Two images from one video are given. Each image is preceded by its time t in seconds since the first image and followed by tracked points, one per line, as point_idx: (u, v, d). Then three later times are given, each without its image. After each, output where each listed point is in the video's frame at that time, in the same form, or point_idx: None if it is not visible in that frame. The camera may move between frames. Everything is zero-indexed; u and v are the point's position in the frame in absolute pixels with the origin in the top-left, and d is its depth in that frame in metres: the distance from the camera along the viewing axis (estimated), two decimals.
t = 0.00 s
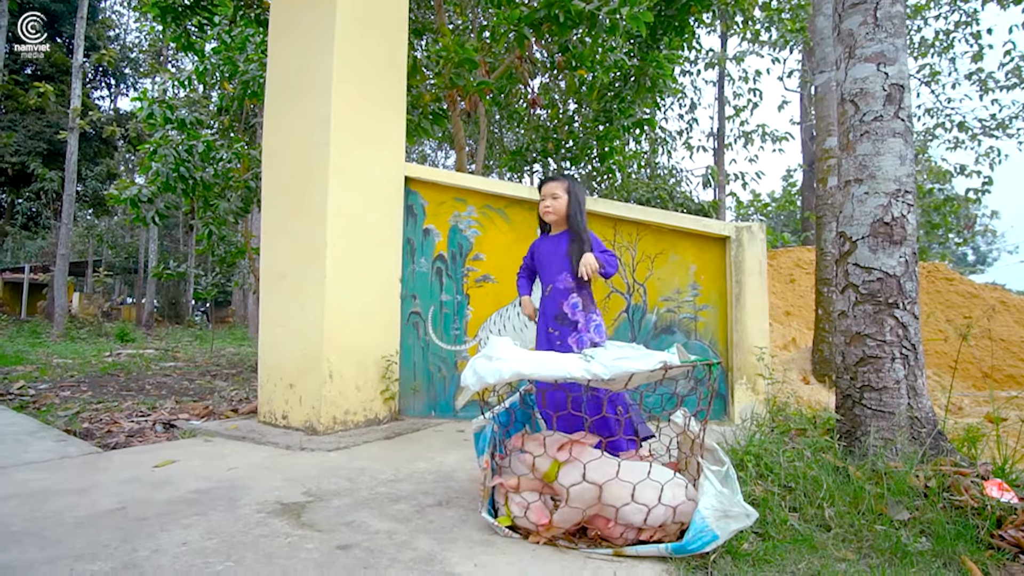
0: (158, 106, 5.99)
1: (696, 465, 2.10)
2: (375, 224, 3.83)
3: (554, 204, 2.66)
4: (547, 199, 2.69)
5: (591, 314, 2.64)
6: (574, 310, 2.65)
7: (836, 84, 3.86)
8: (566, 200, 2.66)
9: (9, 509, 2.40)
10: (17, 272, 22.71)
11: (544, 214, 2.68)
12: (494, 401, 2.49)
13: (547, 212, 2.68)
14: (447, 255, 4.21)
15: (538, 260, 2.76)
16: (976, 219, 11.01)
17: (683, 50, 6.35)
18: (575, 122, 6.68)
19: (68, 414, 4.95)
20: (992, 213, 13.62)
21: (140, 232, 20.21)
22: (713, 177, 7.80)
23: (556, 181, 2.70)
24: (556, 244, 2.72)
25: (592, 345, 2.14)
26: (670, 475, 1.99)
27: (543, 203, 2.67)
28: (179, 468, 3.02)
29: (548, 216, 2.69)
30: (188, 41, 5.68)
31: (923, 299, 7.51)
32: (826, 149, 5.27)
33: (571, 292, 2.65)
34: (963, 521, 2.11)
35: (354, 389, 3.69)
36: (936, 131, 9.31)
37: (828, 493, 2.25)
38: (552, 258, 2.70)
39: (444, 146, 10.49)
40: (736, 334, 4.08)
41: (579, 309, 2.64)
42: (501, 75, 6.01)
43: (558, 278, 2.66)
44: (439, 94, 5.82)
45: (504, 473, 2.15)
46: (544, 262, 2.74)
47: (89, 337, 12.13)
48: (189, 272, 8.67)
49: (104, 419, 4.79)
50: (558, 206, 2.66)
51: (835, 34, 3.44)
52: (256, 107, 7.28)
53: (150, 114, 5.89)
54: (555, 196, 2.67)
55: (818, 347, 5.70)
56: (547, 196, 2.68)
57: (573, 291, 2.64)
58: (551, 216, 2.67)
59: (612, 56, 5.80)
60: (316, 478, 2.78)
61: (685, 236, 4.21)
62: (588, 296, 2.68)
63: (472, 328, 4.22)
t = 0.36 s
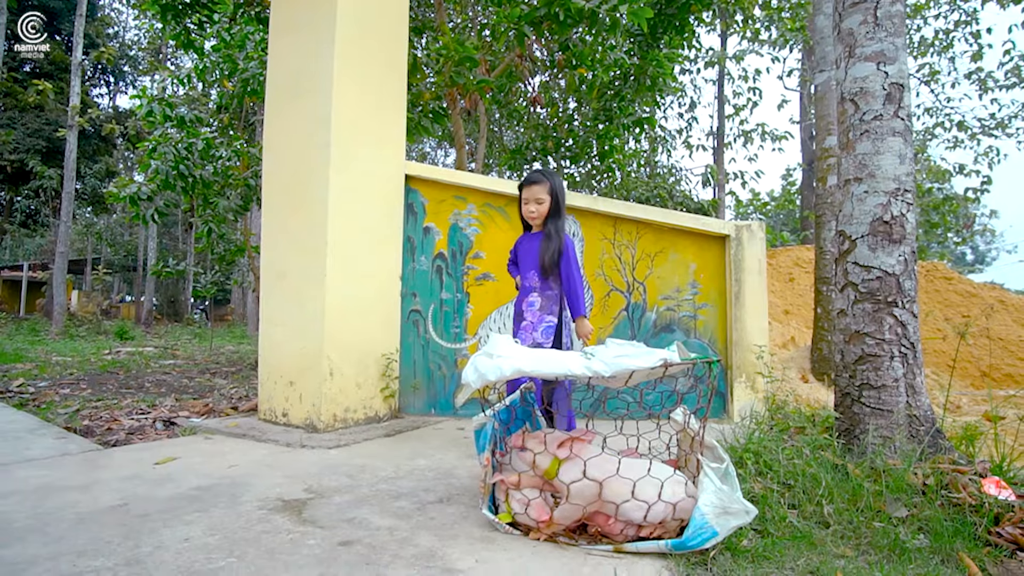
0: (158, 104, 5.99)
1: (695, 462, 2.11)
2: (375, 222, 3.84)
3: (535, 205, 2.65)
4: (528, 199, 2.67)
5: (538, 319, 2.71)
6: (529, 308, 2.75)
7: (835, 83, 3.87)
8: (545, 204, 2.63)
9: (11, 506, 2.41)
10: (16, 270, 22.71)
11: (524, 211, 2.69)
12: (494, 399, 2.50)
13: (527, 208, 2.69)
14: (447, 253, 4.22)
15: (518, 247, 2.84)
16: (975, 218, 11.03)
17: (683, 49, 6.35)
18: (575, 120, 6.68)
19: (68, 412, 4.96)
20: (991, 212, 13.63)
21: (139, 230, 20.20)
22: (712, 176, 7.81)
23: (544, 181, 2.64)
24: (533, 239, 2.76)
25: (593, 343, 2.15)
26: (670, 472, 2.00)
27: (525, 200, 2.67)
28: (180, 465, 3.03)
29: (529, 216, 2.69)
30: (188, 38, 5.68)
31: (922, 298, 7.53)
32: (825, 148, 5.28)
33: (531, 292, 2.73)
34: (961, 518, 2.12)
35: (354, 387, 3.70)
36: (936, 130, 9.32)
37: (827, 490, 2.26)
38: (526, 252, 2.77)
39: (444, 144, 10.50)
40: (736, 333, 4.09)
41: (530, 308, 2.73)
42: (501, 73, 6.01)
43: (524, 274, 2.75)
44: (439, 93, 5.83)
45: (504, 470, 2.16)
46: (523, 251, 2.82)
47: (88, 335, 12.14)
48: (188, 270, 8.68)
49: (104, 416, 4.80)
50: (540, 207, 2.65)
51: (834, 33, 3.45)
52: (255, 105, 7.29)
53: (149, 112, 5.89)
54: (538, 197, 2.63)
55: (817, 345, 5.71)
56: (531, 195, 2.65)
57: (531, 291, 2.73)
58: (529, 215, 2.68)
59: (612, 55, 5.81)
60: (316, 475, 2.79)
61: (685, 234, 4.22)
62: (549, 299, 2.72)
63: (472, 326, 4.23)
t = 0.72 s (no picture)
0: (155, 99, 5.97)
1: (693, 455, 2.12)
2: (374, 217, 3.84)
3: (515, 200, 2.69)
4: (508, 191, 2.70)
5: (498, 318, 2.80)
6: (490, 304, 2.83)
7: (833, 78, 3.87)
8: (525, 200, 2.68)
9: (12, 500, 2.42)
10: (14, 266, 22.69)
11: (503, 203, 2.73)
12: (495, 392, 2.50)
13: (505, 200, 2.72)
14: (446, 248, 4.23)
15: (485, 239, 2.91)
16: (972, 214, 11.06)
17: (681, 44, 6.35)
18: (573, 115, 6.68)
19: (67, 407, 4.97)
20: (989, 208, 13.65)
21: (136, 226, 20.17)
22: (711, 172, 7.82)
23: (527, 176, 2.67)
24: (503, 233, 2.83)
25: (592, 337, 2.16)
26: (668, 465, 2.01)
27: (504, 193, 2.70)
28: (180, 459, 3.04)
29: (506, 208, 2.72)
30: (185, 33, 5.67)
31: (919, 293, 7.55)
32: (823, 143, 5.29)
33: (493, 287, 2.82)
34: (956, 510, 2.14)
35: (354, 381, 3.71)
36: (935, 126, 9.32)
37: (824, 483, 2.28)
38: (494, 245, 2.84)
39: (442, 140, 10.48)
40: (733, 328, 4.12)
41: (491, 306, 2.82)
42: (499, 68, 6.01)
43: (489, 268, 2.82)
44: (437, 88, 5.82)
45: (504, 463, 2.17)
46: (490, 244, 2.89)
47: (87, 331, 12.14)
48: (186, 265, 8.67)
49: (103, 412, 4.81)
50: (519, 202, 2.70)
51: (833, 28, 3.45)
52: (253, 101, 7.28)
53: (146, 107, 5.88)
54: (519, 193, 2.68)
55: (814, 340, 5.73)
56: (512, 189, 2.68)
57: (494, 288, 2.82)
58: (508, 209, 2.72)
59: (610, 50, 5.80)
60: (316, 469, 2.81)
61: (684, 229, 4.24)
62: (510, 296, 2.82)
63: (471, 322, 4.27)
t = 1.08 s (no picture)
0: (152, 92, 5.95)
1: (691, 445, 2.14)
2: (372, 210, 3.84)
3: (483, 184, 2.74)
4: (476, 178, 2.73)
5: (483, 308, 2.88)
6: (470, 296, 2.89)
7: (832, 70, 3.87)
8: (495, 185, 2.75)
9: (13, 491, 2.43)
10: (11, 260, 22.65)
11: (469, 189, 2.76)
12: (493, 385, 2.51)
13: (470, 186, 2.76)
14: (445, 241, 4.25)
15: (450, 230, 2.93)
16: (970, 207, 11.07)
17: (679, 37, 6.34)
18: (572, 108, 6.67)
19: (67, 400, 4.99)
20: (986, 202, 13.69)
21: (133, 220, 20.14)
22: (709, 165, 7.82)
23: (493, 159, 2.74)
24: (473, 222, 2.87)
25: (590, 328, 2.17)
26: (666, 455, 2.03)
27: (472, 179, 2.74)
28: (180, 451, 3.05)
29: (475, 194, 2.76)
30: (182, 26, 5.65)
31: (917, 286, 7.57)
32: (822, 136, 5.30)
33: (471, 277, 2.88)
34: (951, 499, 2.15)
35: (353, 374, 3.72)
36: (933, 119, 9.32)
37: (820, 473, 2.29)
38: (465, 236, 2.88)
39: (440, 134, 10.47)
40: (731, 320, 4.14)
41: (474, 298, 2.89)
42: (497, 61, 6.00)
43: (462, 258, 2.87)
44: (435, 80, 5.81)
45: (503, 454, 2.19)
46: (455, 233, 2.91)
47: (84, 325, 12.15)
48: (184, 259, 8.67)
49: (102, 405, 4.82)
50: (487, 186, 2.75)
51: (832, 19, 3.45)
52: (250, 94, 7.27)
53: (143, 100, 5.86)
54: (488, 178, 2.74)
55: (812, 333, 5.75)
56: (478, 174, 2.73)
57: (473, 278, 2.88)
58: (475, 194, 2.76)
59: (609, 43, 5.79)
60: (316, 460, 2.82)
61: (682, 222, 4.24)
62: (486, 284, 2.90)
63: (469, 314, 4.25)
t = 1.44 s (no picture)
0: (151, 84, 5.94)
1: (689, 438, 2.15)
2: (372, 202, 3.82)
3: (441, 184, 2.79)
4: (433, 178, 2.77)
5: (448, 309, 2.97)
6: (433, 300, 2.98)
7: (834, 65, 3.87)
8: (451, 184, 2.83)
9: (15, 480, 2.44)
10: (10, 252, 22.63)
11: (427, 191, 2.78)
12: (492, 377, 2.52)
13: (428, 187, 2.78)
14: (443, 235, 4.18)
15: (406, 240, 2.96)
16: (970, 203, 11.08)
17: (681, 31, 6.33)
18: (572, 102, 6.65)
19: (67, 391, 5.01)
20: (986, 198, 13.67)
21: (133, 212, 20.12)
22: (710, 161, 7.81)
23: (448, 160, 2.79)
24: (426, 224, 2.96)
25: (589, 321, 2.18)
26: (664, 447, 2.04)
27: (431, 180, 2.77)
28: (181, 442, 3.07)
29: (432, 195, 2.79)
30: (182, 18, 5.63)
31: (916, 282, 7.59)
32: (823, 131, 5.29)
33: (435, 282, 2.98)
34: (947, 492, 2.17)
35: (353, 366, 3.73)
36: (934, 115, 9.30)
37: (818, 466, 2.30)
38: (423, 241, 2.96)
39: (440, 127, 10.45)
40: (730, 315, 4.15)
41: (439, 301, 2.97)
42: (498, 54, 5.98)
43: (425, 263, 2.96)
44: (436, 73, 5.80)
45: (502, 445, 2.20)
46: (411, 239, 2.96)
47: (84, 317, 12.17)
48: (183, 252, 8.67)
49: (102, 396, 4.84)
50: (444, 186, 2.80)
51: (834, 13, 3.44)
52: (249, 87, 7.26)
53: (143, 92, 5.84)
54: (446, 178, 2.79)
55: (810, 327, 5.77)
56: (438, 175, 2.77)
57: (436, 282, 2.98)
58: (432, 194, 2.80)
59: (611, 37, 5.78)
60: (316, 452, 2.83)
61: (682, 216, 4.26)
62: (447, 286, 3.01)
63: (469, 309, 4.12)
